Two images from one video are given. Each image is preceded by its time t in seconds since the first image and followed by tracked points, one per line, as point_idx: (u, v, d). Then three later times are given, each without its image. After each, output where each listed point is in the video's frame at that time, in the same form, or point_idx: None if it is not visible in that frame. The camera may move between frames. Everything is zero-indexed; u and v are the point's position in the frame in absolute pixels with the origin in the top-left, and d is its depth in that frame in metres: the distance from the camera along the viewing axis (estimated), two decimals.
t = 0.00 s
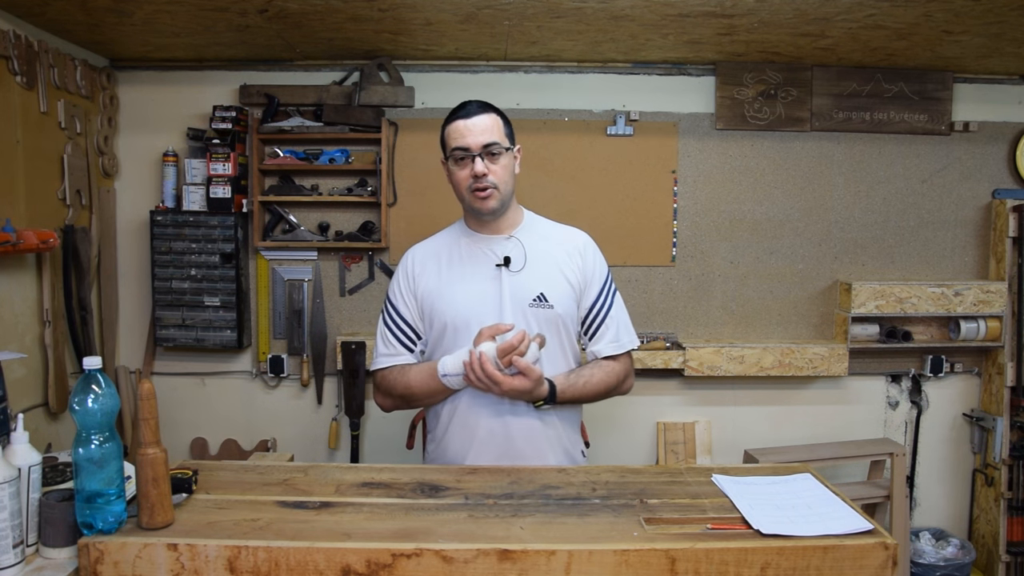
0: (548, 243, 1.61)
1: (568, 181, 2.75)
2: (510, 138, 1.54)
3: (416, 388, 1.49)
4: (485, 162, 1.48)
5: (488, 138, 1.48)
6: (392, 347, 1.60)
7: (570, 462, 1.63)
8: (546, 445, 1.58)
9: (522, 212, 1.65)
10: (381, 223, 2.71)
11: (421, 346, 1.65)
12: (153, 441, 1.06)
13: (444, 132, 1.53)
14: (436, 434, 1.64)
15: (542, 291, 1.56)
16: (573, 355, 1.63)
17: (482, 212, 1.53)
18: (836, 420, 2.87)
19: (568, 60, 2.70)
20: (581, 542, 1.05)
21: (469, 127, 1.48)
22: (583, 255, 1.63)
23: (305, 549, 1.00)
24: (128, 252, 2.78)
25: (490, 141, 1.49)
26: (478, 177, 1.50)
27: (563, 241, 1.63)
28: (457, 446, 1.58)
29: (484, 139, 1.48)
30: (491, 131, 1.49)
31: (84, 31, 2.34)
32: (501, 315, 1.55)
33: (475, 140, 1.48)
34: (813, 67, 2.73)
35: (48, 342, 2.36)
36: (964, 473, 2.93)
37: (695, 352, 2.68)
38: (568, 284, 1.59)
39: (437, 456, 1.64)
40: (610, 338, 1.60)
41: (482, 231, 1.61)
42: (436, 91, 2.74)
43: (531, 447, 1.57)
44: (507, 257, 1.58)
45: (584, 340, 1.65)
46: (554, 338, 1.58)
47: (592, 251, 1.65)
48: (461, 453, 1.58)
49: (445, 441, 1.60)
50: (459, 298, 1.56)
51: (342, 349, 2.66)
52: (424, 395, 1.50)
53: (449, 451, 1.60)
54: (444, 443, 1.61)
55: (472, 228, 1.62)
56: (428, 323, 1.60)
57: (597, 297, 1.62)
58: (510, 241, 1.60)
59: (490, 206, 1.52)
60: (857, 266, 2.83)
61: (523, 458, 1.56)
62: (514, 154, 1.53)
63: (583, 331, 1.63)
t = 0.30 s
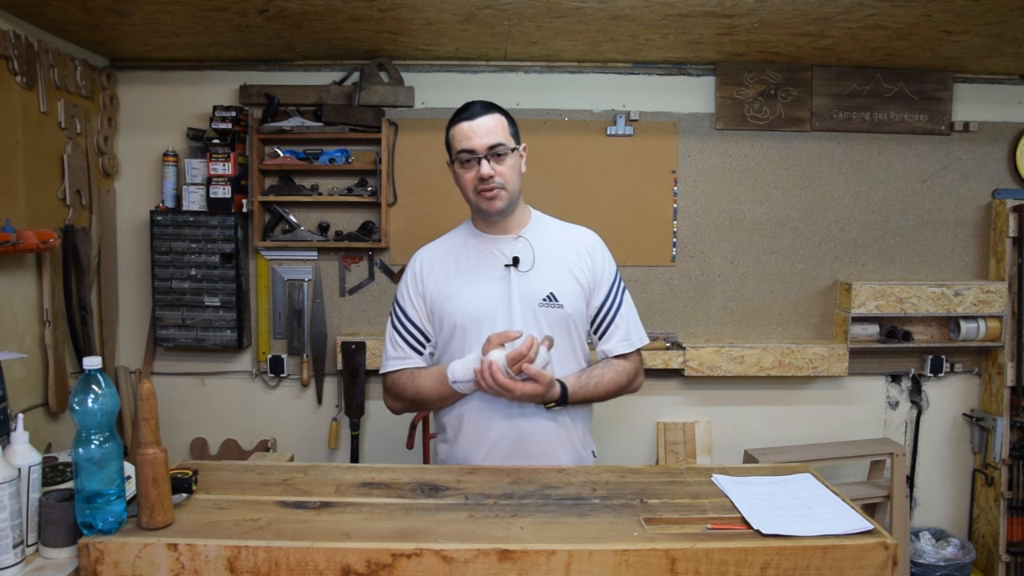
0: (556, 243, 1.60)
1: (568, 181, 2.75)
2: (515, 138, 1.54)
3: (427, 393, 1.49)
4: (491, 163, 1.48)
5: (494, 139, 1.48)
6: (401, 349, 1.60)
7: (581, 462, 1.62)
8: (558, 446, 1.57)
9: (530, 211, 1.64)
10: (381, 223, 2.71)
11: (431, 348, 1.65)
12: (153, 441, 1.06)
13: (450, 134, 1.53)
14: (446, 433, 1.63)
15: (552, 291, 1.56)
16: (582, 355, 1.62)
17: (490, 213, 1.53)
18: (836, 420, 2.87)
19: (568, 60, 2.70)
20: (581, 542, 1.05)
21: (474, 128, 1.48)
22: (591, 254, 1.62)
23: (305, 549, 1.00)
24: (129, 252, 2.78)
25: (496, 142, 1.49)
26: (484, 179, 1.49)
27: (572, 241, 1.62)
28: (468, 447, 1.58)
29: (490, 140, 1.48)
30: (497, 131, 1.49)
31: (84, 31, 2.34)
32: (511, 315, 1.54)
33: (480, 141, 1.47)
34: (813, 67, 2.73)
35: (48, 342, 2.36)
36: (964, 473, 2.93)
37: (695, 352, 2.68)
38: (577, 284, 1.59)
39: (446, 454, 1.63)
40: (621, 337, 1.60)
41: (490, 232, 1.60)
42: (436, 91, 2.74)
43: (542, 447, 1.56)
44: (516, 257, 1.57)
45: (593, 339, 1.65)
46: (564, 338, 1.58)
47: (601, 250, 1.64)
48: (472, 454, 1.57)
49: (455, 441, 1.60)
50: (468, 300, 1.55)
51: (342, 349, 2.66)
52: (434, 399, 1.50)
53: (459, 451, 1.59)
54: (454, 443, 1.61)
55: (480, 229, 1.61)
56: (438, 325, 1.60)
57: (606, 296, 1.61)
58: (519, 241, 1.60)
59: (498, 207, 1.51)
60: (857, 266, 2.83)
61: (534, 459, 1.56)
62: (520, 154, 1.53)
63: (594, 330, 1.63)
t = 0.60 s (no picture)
0: (568, 243, 1.60)
1: (568, 181, 2.75)
2: (526, 137, 1.54)
3: (435, 395, 1.49)
4: (502, 164, 1.48)
5: (505, 140, 1.48)
6: (412, 351, 1.60)
7: (595, 462, 1.61)
8: (572, 445, 1.57)
9: (541, 210, 1.64)
10: (381, 223, 2.71)
11: (441, 348, 1.64)
12: (153, 441, 1.06)
13: (460, 134, 1.52)
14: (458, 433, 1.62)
15: (564, 291, 1.56)
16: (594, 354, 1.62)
17: (503, 214, 1.53)
18: (836, 420, 2.87)
19: (568, 60, 2.70)
20: (581, 542, 1.05)
21: (485, 129, 1.48)
22: (603, 254, 1.62)
23: (305, 549, 1.00)
24: (129, 252, 2.78)
25: (507, 143, 1.48)
26: (496, 179, 1.49)
27: (583, 240, 1.62)
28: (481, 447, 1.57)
29: (501, 141, 1.48)
30: (508, 132, 1.49)
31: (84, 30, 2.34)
32: (524, 316, 1.54)
33: (492, 143, 1.47)
34: (813, 67, 2.73)
35: (48, 342, 2.36)
36: (964, 473, 2.93)
37: (695, 352, 2.68)
38: (589, 284, 1.58)
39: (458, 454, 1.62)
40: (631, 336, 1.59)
41: (500, 231, 1.60)
42: (436, 91, 2.74)
43: (556, 448, 1.56)
44: (528, 257, 1.57)
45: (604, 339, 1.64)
46: (576, 337, 1.58)
47: (612, 250, 1.64)
48: (484, 454, 1.57)
49: (468, 442, 1.59)
50: (480, 300, 1.55)
51: (342, 349, 2.66)
52: (443, 402, 1.50)
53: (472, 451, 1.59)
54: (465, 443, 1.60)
55: (491, 228, 1.61)
56: (449, 326, 1.59)
57: (618, 296, 1.61)
58: (530, 240, 1.59)
59: (511, 208, 1.52)
60: (857, 266, 2.83)
61: (547, 459, 1.55)
62: (531, 153, 1.53)
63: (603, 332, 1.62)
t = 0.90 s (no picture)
0: (579, 241, 1.60)
1: (568, 182, 2.75)
2: (532, 133, 1.54)
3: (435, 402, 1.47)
4: (508, 158, 1.48)
5: (510, 135, 1.48)
6: (419, 349, 1.57)
7: (609, 461, 1.57)
8: (585, 444, 1.53)
9: (549, 209, 1.63)
10: (381, 223, 2.71)
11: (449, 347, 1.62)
12: (153, 441, 1.06)
13: (467, 132, 1.53)
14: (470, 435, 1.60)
15: (576, 289, 1.55)
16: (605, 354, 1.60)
17: (509, 208, 1.52)
18: (836, 420, 2.87)
19: (568, 60, 2.70)
20: (581, 542, 1.05)
21: (490, 125, 1.48)
22: (614, 252, 1.62)
23: (305, 549, 1.00)
24: (129, 252, 2.78)
25: (512, 137, 1.49)
26: (502, 173, 1.49)
27: (595, 239, 1.61)
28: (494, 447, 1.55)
29: (507, 136, 1.48)
30: (513, 127, 1.49)
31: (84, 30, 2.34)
32: (537, 313, 1.53)
33: (498, 137, 1.48)
34: (813, 67, 2.73)
35: (48, 342, 2.36)
36: (964, 473, 2.93)
37: (695, 352, 2.68)
38: (601, 282, 1.58)
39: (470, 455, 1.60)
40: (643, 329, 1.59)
41: (509, 228, 1.59)
42: (436, 91, 2.74)
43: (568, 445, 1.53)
44: (540, 256, 1.56)
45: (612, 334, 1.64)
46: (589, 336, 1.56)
47: (621, 249, 1.65)
48: (497, 454, 1.55)
49: (480, 443, 1.57)
50: (492, 298, 1.54)
51: (342, 349, 2.66)
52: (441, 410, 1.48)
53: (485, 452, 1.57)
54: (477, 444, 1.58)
55: (500, 225, 1.60)
56: (459, 324, 1.58)
57: (627, 292, 1.61)
58: (540, 239, 1.58)
59: (517, 202, 1.50)
60: (857, 266, 2.83)
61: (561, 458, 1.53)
62: (537, 149, 1.53)
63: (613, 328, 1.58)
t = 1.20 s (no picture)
0: (582, 236, 1.58)
1: (568, 181, 2.75)
2: (535, 134, 1.54)
3: (509, 398, 1.36)
4: (513, 159, 1.47)
5: (514, 137, 1.48)
6: (448, 343, 1.48)
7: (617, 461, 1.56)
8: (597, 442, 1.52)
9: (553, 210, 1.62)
10: (381, 223, 2.71)
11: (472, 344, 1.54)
12: (153, 441, 1.06)
13: (470, 134, 1.52)
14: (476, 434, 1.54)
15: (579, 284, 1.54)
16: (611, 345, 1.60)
17: (514, 211, 1.52)
18: (836, 420, 2.87)
19: (568, 60, 2.70)
20: (581, 542, 1.05)
21: (494, 126, 1.48)
22: (615, 244, 1.60)
23: (305, 548, 1.00)
24: (129, 252, 2.78)
25: (517, 139, 1.48)
26: (507, 175, 1.49)
27: (596, 233, 1.60)
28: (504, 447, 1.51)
29: (510, 137, 1.48)
30: (517, 129, 1.49)
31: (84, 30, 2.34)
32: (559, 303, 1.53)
33: (501, 139, 1.47)
34: (813, 67, 2.73)
35: (48, 342, 2.36)
36: (964, 473, 2.93)
37: (695, 352, 2.68)
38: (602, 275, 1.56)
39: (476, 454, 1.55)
40: (640, 310, 1.51)
41: (513, 228, 1.58)
42: (436, 91, 2.74)
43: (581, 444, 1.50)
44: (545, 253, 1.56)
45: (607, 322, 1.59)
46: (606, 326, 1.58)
47: (623, 242, 1.61)
48: (507, 454, 1.50)
49: (489, 443, 1.52)
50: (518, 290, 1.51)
51: (342, 349, 2.66)
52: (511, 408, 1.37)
53: (495, 451, 1.52)
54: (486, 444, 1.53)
55: (504, 225, 1.59)
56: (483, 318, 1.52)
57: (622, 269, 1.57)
58: (545, 237, 1.58)
59: (522, 203, 1.50)
60: (857, 266, 2.83)
61: (572, 458, 1.50)
62: (541, 150, 1.52)
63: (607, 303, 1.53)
